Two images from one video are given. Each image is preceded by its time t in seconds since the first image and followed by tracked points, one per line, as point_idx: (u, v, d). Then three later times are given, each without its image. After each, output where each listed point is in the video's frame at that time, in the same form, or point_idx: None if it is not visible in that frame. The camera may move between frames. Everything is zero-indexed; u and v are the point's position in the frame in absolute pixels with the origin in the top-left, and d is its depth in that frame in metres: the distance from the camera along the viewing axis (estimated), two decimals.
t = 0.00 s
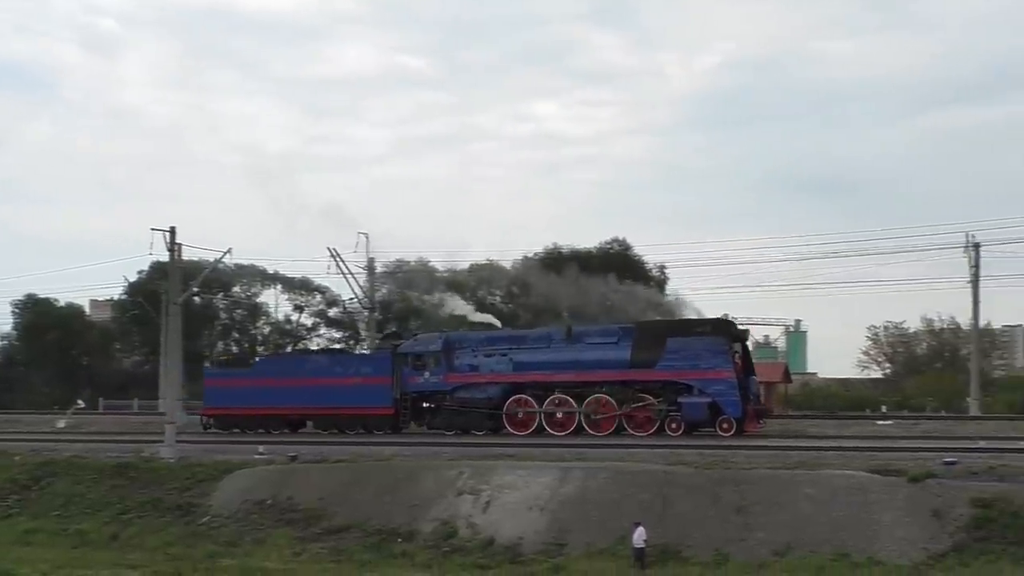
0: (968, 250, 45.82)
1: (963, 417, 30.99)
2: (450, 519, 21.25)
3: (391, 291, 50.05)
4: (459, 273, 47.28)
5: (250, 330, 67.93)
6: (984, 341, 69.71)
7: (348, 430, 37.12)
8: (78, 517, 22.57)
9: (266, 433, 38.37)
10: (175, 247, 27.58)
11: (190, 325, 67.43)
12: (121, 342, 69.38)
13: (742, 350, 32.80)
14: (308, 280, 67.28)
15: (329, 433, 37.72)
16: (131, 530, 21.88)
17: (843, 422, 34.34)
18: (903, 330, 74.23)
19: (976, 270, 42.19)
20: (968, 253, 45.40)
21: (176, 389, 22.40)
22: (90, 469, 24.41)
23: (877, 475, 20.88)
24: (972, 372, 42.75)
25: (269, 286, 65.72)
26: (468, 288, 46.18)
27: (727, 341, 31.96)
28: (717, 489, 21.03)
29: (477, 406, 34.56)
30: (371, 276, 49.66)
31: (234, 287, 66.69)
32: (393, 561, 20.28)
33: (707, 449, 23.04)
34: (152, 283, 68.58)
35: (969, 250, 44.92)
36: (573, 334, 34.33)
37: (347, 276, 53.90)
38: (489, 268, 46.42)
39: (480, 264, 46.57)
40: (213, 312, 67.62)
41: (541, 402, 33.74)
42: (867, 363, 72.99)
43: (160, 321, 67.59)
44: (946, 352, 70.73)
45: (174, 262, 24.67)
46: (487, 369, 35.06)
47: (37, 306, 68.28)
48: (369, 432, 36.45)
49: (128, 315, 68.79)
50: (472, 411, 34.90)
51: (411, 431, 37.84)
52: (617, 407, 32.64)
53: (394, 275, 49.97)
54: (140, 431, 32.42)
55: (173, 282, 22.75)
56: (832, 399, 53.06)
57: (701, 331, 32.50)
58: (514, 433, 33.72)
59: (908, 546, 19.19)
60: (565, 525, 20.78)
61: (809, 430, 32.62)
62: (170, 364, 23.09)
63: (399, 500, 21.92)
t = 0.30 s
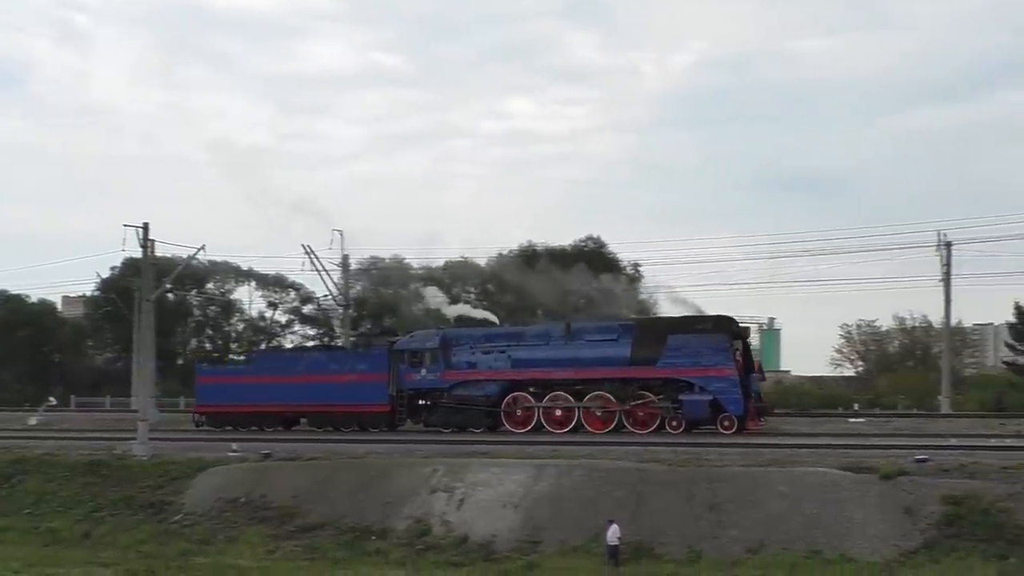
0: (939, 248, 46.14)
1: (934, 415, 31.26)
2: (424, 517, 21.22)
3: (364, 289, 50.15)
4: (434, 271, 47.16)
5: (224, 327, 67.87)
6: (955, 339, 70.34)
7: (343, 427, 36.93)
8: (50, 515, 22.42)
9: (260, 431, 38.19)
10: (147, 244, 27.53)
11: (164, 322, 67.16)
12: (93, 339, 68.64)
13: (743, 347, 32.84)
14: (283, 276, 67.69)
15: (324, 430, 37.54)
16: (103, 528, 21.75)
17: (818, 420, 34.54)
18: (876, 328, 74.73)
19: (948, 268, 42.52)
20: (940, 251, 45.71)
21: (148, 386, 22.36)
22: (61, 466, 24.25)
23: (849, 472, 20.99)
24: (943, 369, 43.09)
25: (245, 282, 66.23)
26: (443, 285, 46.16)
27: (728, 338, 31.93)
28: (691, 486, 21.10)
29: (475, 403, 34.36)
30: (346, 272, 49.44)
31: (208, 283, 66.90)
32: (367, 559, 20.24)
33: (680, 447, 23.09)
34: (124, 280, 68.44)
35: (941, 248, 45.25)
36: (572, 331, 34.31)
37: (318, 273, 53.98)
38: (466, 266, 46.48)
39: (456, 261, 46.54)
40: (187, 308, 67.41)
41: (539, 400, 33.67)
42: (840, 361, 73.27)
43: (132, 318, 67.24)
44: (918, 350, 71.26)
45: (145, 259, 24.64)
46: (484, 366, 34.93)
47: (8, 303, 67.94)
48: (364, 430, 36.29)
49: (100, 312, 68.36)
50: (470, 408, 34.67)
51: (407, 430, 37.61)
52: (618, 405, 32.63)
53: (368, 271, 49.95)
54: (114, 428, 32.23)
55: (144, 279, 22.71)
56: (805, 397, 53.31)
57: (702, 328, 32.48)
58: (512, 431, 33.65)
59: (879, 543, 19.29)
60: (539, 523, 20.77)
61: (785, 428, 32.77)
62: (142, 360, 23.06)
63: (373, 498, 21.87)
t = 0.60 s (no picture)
0: (912, 247, 46.40)
1: (906, 414, 31.49)
2: (397, 515, 21.20)
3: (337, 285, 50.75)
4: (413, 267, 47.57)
5: (197, 324, 67.81)
6: (926, 338, 70.90)
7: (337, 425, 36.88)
8: (20, 512, 22.27)
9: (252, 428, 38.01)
10: (120, 240, 27.37)
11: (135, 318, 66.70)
12: (65, 335, 68.90)
13: (744, 345, 32.85)
14: (257, 274, 68.02)
15: (317, 428, 37.44)
16: (74, 525, 21.64)
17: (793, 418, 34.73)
18: (847, 327, 75.04)
19: (920, 266, 42.82)
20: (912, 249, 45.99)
21: (121, 382, 22.26)
22: (32, 463, 24.10)
23: (821, 470, 21.09)
24: (914, 368, 43.36)
25: (217, 279, 66.99)
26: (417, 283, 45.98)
27: (729, 336, 31.94)
28: (664, 484, 21.17)
29: (472, 401, 34.28)
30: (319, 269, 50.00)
31: (180, 280, 67.62)
32: (339, 556, 20.19)
33: (653, 445, 23.14)
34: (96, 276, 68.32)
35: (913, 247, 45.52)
36: (570, 328, 34.18)
37: (295, 271, 52.32)
38: (439, 264, 46.36)
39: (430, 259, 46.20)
40: (159, 305, 67.12)
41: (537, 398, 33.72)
42: (812, 360, 73.43)
43: (104, 314, 67.25)
44: (890, 349, 71.70)
45: (118, 255, 24.51)
46: (482, 364, 34.83)
47: None
48: (359, 427, 36.24)
49: (72, 308, 68.01)
50: (468, 406, 34.60)
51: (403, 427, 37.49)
52: (618, 403, 32.62)
53: (343, 268, 50.16)
54: (87, 425, 32.04)
55: (117, 275, 22.60)
56: (778, 395, 53.52)
57: (703, 325, 32.45)
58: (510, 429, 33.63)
59: (850, 540, 19.39)
60: (513, 520, 20.78)
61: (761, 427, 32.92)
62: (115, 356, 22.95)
63: (346, 495, 21.82)
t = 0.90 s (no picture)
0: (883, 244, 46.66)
1: (878, 410, 31.73)
2: (369, 511, 21.16)
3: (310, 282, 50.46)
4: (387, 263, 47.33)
5: (168, 319, 67.64)
6: (897, 336, 71.54)
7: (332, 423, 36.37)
8: None
9: (244, 425, 37.44)
10: (90, 234, 27.16)
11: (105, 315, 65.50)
12: (35, 331, 67.93)
13: (744, 341, 32.85)
14: (228, 269, 67.92)
15: (310, 425, 36.90)
16: (43, 522, 21.50)
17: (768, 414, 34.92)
18: (819, 324, 75.44)
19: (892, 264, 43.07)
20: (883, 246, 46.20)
21: (91, 378, 22.11)
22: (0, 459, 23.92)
23: (791, 467, 21.18)
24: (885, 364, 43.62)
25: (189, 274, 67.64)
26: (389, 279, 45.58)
27: (729, 333, 31.93)
28: (636, 481, 21.21)
29: (470, 398, 34.56)
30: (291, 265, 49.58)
31: (152, 276, 68.12)
32: (311, 553, 20.14)
33: (625, 441, 23.18)
34: (66, 271, 67.84)
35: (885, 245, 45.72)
36: (568, 324, 34.18)
37: (267, 266, 51.76)
38: (411, 259, 45.84)
39: (402, 256, 45.86)
40: (131, 300, 66.49)
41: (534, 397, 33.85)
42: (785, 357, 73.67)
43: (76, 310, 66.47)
44: (861, 346, 72.24)
45: (88, 250, 24.30)
46: (479, 360, 34.90)
47: None
48: (354, 424, 35.82)
49: (42, 303, 67.28)
50: (465, 403, 34.89)
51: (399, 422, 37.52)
52: (617, 400, 32.73)
53: (315, 264, 50.44)
54: (59, 421, 31.81)
55: (87, 270, 22.41)
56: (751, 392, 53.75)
57: (703, 321, 32.42)
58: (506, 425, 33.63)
59: (820, 537, 19.49)
60: (485, 517, 20.78)
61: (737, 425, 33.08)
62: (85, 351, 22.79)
63: (318, 492, 21.76)
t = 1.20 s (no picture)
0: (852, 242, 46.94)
1: (849, 407, 31.98)
2: (341, 509, 21.10)
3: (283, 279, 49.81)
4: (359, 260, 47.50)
5: (139, 317, 67.27)
6: (867, 334, 72.13)
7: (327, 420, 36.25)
8: None
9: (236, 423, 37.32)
10: (59, 231, 26.91)
11: (74, 313, 65.22)
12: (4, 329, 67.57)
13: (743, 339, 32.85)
14: (200, 267, 68.56)
15: (305, 423, 36.73)
16: (12, 522, 21.31)
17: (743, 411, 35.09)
18: (790, 322, 75.83)
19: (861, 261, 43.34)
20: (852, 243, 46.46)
21: (61, 376, 21.92)
22: None
23: (762, 464, 21.28)
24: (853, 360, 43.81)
25: (159, 271, 67.03)
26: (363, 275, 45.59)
27: (729, 330, 31.92)
28: (608, 478, 21.25)
29: (467, 395, 34.34)
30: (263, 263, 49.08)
31: (122, 273, 67.17)
32: (283, 552, 20.05)
33: (598, 439, 23.20)
34: (35, 269, 67.23)
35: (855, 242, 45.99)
36: (566, 322, 34.22)
37: (239, 263, 54.81)
38: (383, 257, 46.15)
39: (373, 254, 46.29)
40: (101, 298, 66.00)
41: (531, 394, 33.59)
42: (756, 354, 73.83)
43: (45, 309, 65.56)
44: (832, 343, 72.70)
45: (58, 248, 24.08)
46: (476, 357, 34.88)
47: None
48: (350, 422, 35.65)
49: (11, 300, 66.50)
50: (462, 400, 34.66)
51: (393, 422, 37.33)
52: (616, 397, 32.52)
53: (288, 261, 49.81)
54: (30, 420, 31.52)
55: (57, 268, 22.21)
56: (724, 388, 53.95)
57: (703, 319, 32.46)
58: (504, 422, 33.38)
59: (792, 533, 19.59)
60: (458, 514, 20.76)
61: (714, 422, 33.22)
62: (55, 349, 22.59)
63: (291, 490, 21.68)
